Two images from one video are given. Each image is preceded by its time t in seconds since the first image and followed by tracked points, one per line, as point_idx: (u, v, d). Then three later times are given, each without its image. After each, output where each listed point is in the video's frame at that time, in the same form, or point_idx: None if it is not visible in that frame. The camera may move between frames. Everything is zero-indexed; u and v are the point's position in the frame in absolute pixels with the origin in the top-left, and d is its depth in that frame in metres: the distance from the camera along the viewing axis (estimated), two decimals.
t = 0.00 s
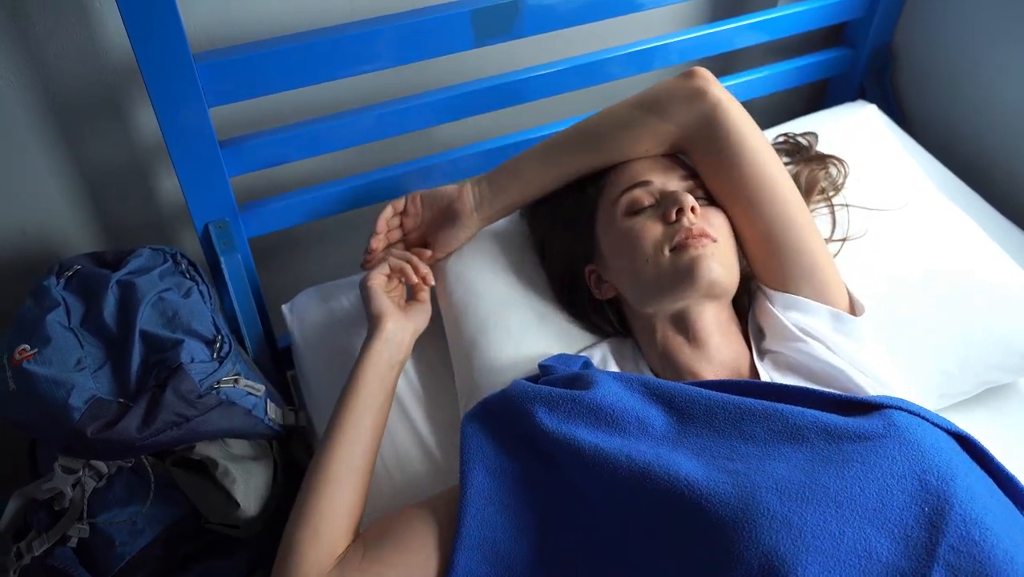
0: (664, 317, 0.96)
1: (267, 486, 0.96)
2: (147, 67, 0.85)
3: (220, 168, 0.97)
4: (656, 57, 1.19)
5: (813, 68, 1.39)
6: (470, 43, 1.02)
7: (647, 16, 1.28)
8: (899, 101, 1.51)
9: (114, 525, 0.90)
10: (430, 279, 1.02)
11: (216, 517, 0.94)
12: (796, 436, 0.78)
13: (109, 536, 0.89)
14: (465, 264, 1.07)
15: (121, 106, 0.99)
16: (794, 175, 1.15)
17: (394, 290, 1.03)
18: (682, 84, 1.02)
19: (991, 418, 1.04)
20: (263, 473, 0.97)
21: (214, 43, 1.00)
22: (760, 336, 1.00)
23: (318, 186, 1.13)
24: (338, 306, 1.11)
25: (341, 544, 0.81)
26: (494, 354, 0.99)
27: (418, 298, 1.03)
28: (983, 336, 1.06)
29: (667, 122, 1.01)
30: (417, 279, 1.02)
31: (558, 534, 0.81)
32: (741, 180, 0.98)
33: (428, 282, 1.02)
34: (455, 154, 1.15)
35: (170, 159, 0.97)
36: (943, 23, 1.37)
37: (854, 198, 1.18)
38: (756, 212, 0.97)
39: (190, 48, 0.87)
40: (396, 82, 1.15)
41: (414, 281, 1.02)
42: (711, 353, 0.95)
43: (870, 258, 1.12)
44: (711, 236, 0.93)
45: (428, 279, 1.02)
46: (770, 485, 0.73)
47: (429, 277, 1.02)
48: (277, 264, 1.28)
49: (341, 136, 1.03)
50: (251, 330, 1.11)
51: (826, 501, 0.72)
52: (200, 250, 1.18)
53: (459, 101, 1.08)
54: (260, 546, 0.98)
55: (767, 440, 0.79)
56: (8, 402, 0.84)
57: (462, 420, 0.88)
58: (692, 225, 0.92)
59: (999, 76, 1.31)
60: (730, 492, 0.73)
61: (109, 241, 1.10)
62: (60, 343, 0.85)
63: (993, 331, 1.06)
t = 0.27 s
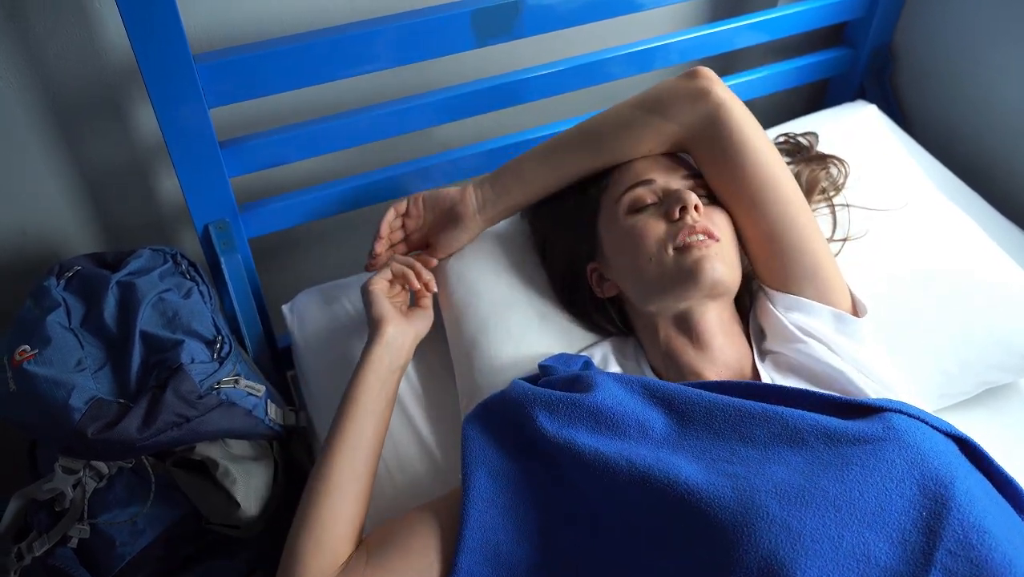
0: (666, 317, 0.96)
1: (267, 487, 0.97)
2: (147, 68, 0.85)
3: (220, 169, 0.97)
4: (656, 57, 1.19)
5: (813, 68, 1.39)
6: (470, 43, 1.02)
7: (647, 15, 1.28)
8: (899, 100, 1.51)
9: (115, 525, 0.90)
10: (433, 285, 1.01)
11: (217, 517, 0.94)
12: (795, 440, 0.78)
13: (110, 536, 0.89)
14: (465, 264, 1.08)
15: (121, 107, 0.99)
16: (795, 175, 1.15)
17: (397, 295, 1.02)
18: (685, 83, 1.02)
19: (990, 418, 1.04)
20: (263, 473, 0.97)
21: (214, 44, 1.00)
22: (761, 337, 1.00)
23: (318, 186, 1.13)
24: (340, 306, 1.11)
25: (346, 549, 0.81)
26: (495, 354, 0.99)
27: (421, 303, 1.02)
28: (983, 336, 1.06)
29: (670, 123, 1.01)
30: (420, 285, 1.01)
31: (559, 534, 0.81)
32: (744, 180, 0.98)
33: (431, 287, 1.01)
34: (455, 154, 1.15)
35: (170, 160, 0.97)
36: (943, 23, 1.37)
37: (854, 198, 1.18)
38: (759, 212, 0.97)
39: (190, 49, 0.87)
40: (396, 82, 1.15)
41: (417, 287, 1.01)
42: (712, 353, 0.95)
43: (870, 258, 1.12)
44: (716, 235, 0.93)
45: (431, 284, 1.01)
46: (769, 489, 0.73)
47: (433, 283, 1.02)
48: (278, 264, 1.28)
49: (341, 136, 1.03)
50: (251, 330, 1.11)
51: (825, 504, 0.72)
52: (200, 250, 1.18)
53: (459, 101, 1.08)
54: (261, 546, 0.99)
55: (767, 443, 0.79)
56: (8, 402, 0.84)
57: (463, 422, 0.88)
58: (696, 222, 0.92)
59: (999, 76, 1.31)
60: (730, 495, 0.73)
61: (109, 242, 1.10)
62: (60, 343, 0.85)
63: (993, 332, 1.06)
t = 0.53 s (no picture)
0: (666, 317, 0.96)
1: (267, 486, 0.97)
2: (146, 67, 0.86)
3: (219, 169, 0.97)
4: (656, 57, 1.19)
5: (813, 68, 1.39)
6: (469, 43, 1.02)
7: (647, 15, 1.28)
8: (899, 100, 1.51)
9: (114, 524, 0.90)
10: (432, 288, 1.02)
11: (217, 517, 0.94)
12: (793, 441, 0.78)
13: (109, 536, 0.89)
14: (465, 264, 1.08)
15: (121, 107, 0.99)
16: (794, 174, 1.15)
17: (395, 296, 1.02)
18: (686, 83, 1.02)
19: (991, 418, 1.04)
20: (263, 472, 0.97)
21: (214, 43, 1.00)
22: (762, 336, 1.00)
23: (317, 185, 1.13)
24: (340, 305, 1.12)
25: (346, 550, 0.81)
26: (495, 354, 0.99)
27: (419, 304, 1.02)
28: (983, 336, 1.06)
29: (670, 122, 1.01)
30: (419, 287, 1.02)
31: (559, 532, 0.81)
32: (745, 180, 0.98)
33: (431, 290, 1.02)
34: (456, 153, 1.15)
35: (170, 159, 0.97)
36: (943, 23, 1.37)
37: (854, 198, 1.18)
38: (760, 212, 0.97)
39: (190, 49, 0.88)
40: (396, 82, 1.16)
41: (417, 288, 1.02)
42: (712, 352, 0.95)
43: (870, 257, 1.12)
44: (715, 232, 0.93)
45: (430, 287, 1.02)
46: (767, 491, 0.73)
47: (432, 286, 1.02)
48: (279, 264, 1.28)
49: (342, 136, 1.03)
50: (251, 330, 1.11)
51: (822, 506, 0.72)
52: (200, 250, 1.18)
53: (459, 101, 1.08)
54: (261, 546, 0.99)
55: (765, 444, 0.79)
56: (8, 402, 0.84)
57: (462, 422, 0.88)
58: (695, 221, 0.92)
59: (999, 76, 1.31)
60: (727, 497, 0.73)
61: (109, 241, 1.10)
62: (60, 342, 0.86)
63: (992, 332, 1.06)
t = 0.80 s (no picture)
0: (666, 317, 0.96)
1: (267, 485, 0.97)
2: (147, 66, 0.85)
3: (220, 168, 0.97)
4: (657, 58, 1.19)
5: (814, 69, 1.39)
6: (471, 43, 1.02)
7: (648, 16, 1.28)
8: (900, 102, 1.51)
9: (115, 523, 0.90)
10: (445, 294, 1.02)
11: (218, 516, 0.94)
12: (792, 441, 0.78)
13: (110, 535, 0.89)
14: (465, 264, 1.08)
15: (122, 106, 0.99)
16: (795, 175, 1.15)
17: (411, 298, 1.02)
18: (687, 83, 1.02)
19: (991, 419, 1.04)
20: (263, 471, 0.97)
21: (215, 43, 1.00)
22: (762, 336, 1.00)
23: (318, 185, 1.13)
24: (340, 304, 1.12)
25: (349, 551, 0.81)
26: (496, 354, 0.99)
27: (430, 308, 1.02)
28: (982, 337, 1.06)
29: (671, 123, 1.01)
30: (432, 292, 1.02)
31: (559, 533, 0.81)
32: (747, 180, 0.98)
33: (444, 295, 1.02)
34: (457, 153, 1.15)
35: (171, 159, 0.97)
36: (944, 24, 1.37)
37: (855, 199, 1.18)
38: (762, 212, 0.97)
39: (192, 48, 0.88)
40: (397, 81, 1.16)
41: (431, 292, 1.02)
42: (713, 352, 0.95)
43: (871, 258, 1.12)
44: (715, 232, 0.93)
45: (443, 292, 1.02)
46: (766, 491, 0.73)
47: (445, 291, 1.02)
48: (279, 264, 1.28)
49: (343, 136, 1.03)
50: (251, 329, 1.11)
51: (821, 506, 0.72)
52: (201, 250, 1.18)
53: (461, 101, 1.08)
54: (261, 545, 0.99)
55: (765, 444, 0.79)
56: (9, 401, 0.84)
57: (462, 421, 0.88)
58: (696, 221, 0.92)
59: (1000, 77, 1.31)
60: (727, 497, 0.73)
61: (110, 241, 1.11)
62: (61, 341, 0.86)
63: (993, 334, 1.06)
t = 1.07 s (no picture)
0: (666, 317, 0.96)
1: (267, 484, 0.97)
2: (147, 65, 0.86)
3: (221, 167, 0.97)
4: (658, 58, 1.19)
5: (815, 71, 1.39)
6: (472, 43, 1.02)
7: (649, 17, 1.29)
8: (901, 103, 1.51)
9: (114, 521, 0.90)
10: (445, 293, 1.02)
11: (217, 514, 0.94)
12: (792, 441, 0.78)
13: (109, 532, 0.89)
14: (465, 263, 1.08)
15: (123, 105, 0.99)
16: (796, 176, 1.15)
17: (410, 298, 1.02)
18: (688, 83, 1.02)
19: (991, 421, 1.04)
20: (262, 470, 0.97)
21: (216, 42, 1.00)
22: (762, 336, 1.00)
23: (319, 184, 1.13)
24: (341, 303, 1.12)
25: (348, 551, 0.81)
26: (496, 353, 0.99)
27: (429, 308, 1.02)
28: (983, 338, 1.06)
29: (672, 123, 1.01)
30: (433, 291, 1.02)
31: (559, 532, 0.81)
32: (748, 180, 0.98)
33: (445, 294, 1.02)
34: (458, 153, 1.15)
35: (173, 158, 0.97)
36: (945, 27, 1.37)
37: (856, 200, 1.18)
38: (763, 212, 0.97)
39: (193, 47, 0.88)
40: (398, 81, 1.16)
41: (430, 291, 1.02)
42: (713, 352, 0.95)
43: (871, 260, 1.12)
44: (716, 231, 0.93)
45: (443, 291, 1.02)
46: (765, 491, 0.73)
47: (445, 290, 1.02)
48: (280, 263, 1.28)
49: (344, 135, 1.03)
50: (251, 327, 1.11)
51: (820, 507, 0.72)
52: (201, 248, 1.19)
53: (462, 101, 1.08)
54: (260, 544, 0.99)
55: (764, 444, 0.79)
56: (8, 399, 0.84)
57: (461, 420, 0.88)
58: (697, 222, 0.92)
59: (1001, 80, 1.31)
60: (725, 497, 0.73)
61: (110, 239, 1.11)
62: (61, 339, 0.86)
63: (993, 335, 1.06)
